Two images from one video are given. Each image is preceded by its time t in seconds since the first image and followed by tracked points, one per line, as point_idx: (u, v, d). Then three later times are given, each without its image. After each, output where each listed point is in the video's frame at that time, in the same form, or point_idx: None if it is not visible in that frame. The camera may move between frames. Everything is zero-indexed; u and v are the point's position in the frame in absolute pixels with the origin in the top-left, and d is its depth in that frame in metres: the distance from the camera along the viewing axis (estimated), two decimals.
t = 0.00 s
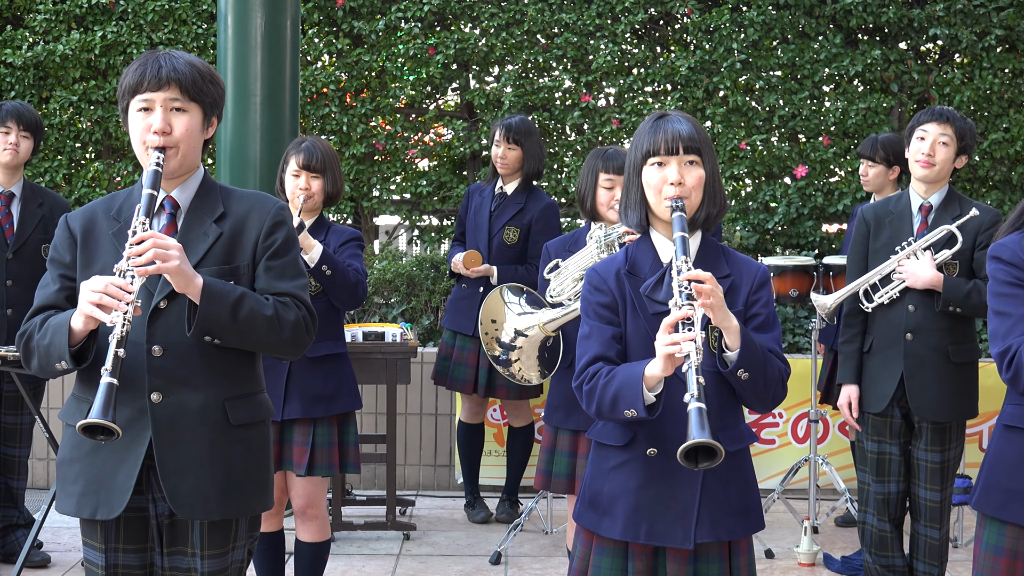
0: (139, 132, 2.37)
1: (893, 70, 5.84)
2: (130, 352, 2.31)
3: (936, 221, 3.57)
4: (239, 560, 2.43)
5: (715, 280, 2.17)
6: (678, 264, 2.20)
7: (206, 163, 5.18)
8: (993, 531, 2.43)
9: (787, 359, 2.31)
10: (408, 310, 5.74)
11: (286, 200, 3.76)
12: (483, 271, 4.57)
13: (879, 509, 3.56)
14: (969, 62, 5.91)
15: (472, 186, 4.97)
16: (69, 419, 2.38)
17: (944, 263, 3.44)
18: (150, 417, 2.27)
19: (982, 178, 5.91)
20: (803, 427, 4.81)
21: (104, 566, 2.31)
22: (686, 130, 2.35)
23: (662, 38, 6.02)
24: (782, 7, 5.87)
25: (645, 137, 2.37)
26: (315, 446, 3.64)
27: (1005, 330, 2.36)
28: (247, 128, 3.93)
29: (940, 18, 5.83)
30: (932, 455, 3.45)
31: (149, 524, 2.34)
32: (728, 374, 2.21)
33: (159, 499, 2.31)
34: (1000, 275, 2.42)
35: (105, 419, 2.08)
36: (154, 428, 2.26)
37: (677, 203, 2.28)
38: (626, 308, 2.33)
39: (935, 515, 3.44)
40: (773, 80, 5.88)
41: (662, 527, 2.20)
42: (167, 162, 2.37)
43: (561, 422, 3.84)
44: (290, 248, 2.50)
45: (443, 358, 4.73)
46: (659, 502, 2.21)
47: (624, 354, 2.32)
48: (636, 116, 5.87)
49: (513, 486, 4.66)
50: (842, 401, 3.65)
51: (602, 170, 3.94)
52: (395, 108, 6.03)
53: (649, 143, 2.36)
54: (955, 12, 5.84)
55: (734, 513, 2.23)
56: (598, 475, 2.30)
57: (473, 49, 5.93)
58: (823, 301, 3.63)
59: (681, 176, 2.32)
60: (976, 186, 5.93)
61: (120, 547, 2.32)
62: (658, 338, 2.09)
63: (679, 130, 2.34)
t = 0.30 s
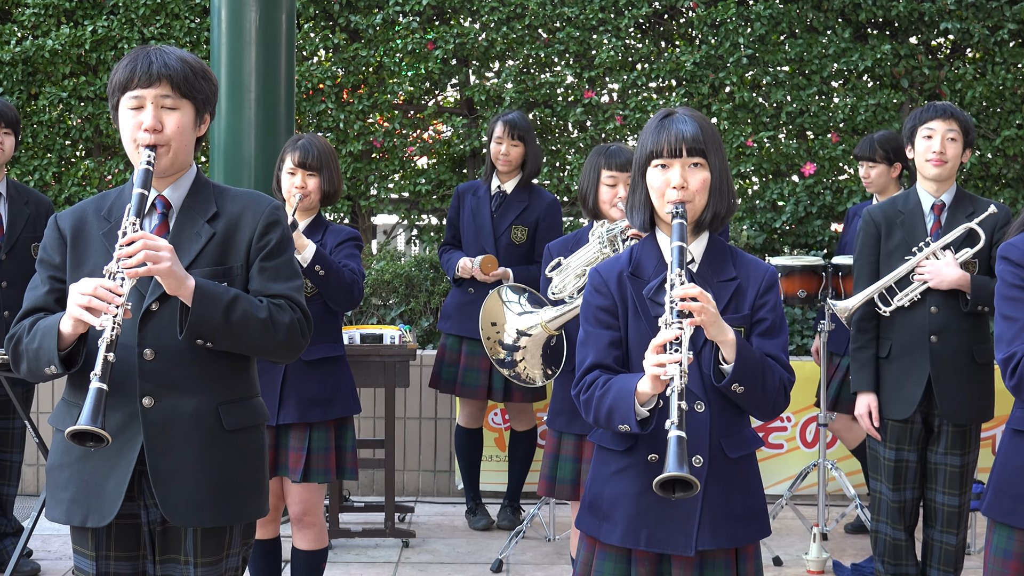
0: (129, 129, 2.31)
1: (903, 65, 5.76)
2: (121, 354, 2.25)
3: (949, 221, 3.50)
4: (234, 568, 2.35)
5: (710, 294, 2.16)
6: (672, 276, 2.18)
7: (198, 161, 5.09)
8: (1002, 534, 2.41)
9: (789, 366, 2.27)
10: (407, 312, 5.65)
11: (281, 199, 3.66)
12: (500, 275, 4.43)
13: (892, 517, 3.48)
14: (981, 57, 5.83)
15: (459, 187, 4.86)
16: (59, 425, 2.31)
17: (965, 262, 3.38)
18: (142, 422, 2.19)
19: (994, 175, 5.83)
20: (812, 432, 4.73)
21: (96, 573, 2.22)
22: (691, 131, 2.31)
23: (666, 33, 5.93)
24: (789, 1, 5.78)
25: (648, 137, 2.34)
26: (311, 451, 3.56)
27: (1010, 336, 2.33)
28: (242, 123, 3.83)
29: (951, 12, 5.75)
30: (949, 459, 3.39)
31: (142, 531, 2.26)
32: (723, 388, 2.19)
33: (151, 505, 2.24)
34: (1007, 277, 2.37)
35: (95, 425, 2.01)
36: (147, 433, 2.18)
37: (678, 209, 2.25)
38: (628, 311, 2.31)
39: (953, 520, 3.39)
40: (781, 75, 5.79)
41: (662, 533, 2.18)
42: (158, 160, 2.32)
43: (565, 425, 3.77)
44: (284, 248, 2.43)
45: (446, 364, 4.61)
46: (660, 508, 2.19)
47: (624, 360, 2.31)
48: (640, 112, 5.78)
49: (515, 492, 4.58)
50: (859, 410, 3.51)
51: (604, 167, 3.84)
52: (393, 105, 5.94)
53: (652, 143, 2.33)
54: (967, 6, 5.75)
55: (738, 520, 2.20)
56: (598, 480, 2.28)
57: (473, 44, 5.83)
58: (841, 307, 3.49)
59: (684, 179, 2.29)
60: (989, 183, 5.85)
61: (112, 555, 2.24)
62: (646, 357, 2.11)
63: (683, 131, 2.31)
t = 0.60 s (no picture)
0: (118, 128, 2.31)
1: (914, 61, 5.68)
2: (111, 363, 2.21)
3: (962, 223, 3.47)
4: None
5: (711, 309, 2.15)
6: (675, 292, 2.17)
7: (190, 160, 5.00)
8: (1015, 541, 2.32)
9: (795, 373, 2.27)
10: (405, 315, 5.57)
11: (276, 200, 3.58)
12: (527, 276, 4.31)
13: (907, 526, 3.42)
14: (994, 53, 5.75)
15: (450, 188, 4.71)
16: (48, 433, 2.24)
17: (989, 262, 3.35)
18: (132, 430, 2.16)
19: (1008, 174, 5.74)
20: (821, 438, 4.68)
21: None
22: (692, 135, 2.31)
23: (671, 28, 5.84)
24: None
25: (651, 140, 2.35)
26: (307, 458, 3.46)
27: (1011, 343, 2.28)
28: (236, 122, 3.75)
29: (963, 8, 5.67)
30: (969, 464, 3.34)
31: (132, 540, 2.23)
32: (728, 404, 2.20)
33: (141, 514, 2.21)
34: (1014, 281, 2.32)
35: (85, 438, 1.98)
36: (137, 442, 2.15)
37: (679, 216, 2.24)
38: (628, 315, 2.32)
39: (971, 527, 3.34)
40: (788, 72, 5.70)
41: (666, 539, 2.17)
42: (147, 161, 2.31)
43: (568, 433, 3.68)
44: (278, 251, 2.41)
45: (456, 373, 4.49)
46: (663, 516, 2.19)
47: (624, 366, 2.32)
48: (644, 110, 5.69)
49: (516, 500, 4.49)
50: (888, 422, 3.38)
51: (609, 165, 3.76)
52: (390, 102, 5.85)
53: (654, 147, 2.33)
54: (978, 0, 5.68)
55: (741, 527, 2.20)
56: (599, 488, 2.28)
57: (472, 40, 5.74)
58: (871, 315, 3.38)
59: (686, 186, 2.30)
60: (1002, 182, 5.75)
61: (102, 564, 2.21)
62: (650, 380, 2.10)
63: (684, 135, 2.30)
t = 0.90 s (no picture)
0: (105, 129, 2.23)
1: (925, 58, 5.60)
2: (100, 373, 2.16)
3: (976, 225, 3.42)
4: None
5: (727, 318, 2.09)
6: (689, 300, 2.10)
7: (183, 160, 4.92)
8: None
9: (807, 378, 2.22)
10: (403, 318, 5.48)
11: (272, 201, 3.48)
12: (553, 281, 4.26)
13: (923, 536, 3.34)
14: (1007, 50, 5.68)
15: (444, 192, 4.53)
16: (34, 441, 2.17)
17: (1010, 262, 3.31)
18: (122, 437, 2.12)
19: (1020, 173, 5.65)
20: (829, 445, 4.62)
21: None
22: (697, 135, 2.25)
23: (675, 24, 5.76)
24: None
25: (654, 141, 2.28)
26: (303, 465, 3.38)
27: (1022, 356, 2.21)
28: (229, 119, 3.66)
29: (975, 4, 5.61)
30: (985, 470, 3.31)
31: (122, 550, 2.19)
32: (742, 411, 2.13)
33: (133, 522, 2.17)
34: None
35: (73, 454, 1.93)
36: (127, 449, 2.11)
37: (687, 221, 2.19)
38: (631, 319, 2.24)
39: (987, 535, 3.32)
40: (796, 69, 5.62)
41: (674, 548, 2.09)
42: (137, 164, 2.24)
43: (568, 438, 3.59)
44: (271, 252, 2.33)
45: (456, 381, 4.41)
46: (671, 524, 2.11)
47: (628, 372, 2.24)
48: (648, 108, 5.60)
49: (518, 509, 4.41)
50: (918, 432, 3.26)
51: (617, 166, 3.66)
52: (388, 100, 5.78)
53: (658, 148, 2.26)
54: None
55: (750, 534, 2.12)
56: (603, 495, 2.20)
57: (473, 36, 5.66)
58: (906, 320, 3.23)
59: (692, 187, 2.23)
60: (1015, 182, 5.66)
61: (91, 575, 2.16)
62: (670, 391, 2.03)
63: (689, 136, 2.24)
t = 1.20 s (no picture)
0: (91, 129, 2.15)
1: (937, 56, 5.52)
2: (89, 381, 2.10)
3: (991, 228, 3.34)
4: None
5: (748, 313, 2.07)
6: (708, 297, 2.06)
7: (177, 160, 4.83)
8: None
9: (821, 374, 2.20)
10: (401, 322, 5.40)
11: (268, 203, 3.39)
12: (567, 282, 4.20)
13: (939, 548, 3.25)
14: (1020, 48, 5.61)
15: (442, 197, 4.38)
16: (20, 447, 2.10)
17: None
18: (112, 444, 2.06)
19: None
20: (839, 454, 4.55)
21: None
22: (702, 133, 2.19)
23: (681, 21, 5.69)
24: None
25: (657, 140, 2.21)
26: (299, 473, 3.30)
27: None
28: (223, 118, 3.57)
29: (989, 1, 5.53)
30: (1000, 478, 3.27)
31: (112, 561, 2.11)
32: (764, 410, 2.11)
33: (122, 532, 2.10)
34: None
35: (63, 467, 1.87)
36: (116, 457, 2.05)
37: (695, 219, 2.13)
38: (637, 320, 2.17)
39: (1001, 544, 3.28)
40: (805, 68, 5.54)
41: (691, 556, 2.07)
42: (123, 165, 2.16)
43: (568, 443, 3.50)
44: (263, 252, 2.26)
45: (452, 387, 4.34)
46: (686, 532, 2.07)
47: (636, 373, 2.17)
48: (652, 107, 5.52)
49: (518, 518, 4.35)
50: (941, 442, 3.18)
51: (621, 168, 3.57)
52: (386, 99, 5.68)
53: (662, 148, 2.19)
54: None
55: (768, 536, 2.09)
56: (613, 503, 2.16)
57: (473, 34, 5.58)
58: (934, 326, 3.15)
59: (699, 187, 2.17)
60: None
61: None
62: (696, 388, 1.98)
63: (694, 133, 2.18)
